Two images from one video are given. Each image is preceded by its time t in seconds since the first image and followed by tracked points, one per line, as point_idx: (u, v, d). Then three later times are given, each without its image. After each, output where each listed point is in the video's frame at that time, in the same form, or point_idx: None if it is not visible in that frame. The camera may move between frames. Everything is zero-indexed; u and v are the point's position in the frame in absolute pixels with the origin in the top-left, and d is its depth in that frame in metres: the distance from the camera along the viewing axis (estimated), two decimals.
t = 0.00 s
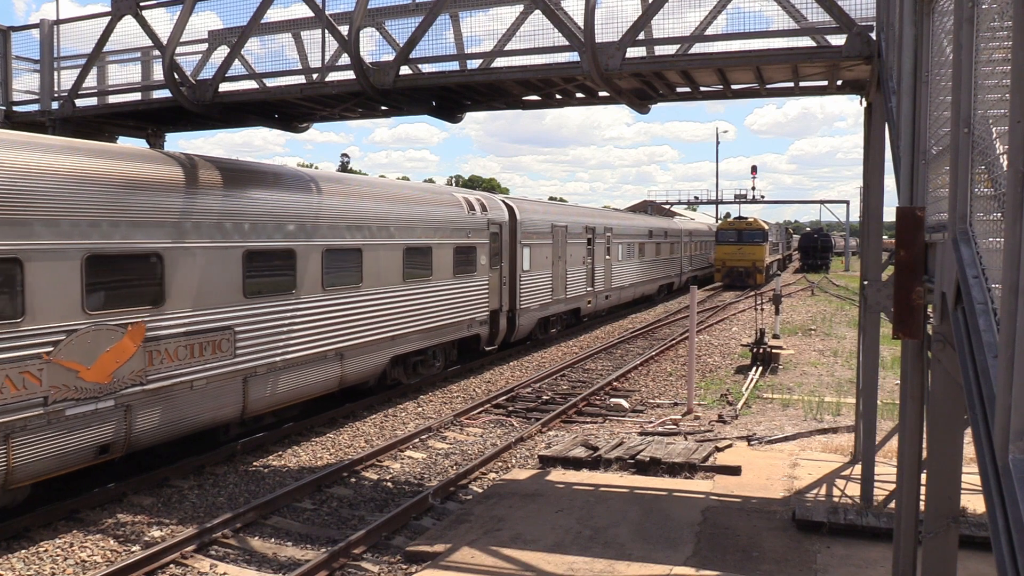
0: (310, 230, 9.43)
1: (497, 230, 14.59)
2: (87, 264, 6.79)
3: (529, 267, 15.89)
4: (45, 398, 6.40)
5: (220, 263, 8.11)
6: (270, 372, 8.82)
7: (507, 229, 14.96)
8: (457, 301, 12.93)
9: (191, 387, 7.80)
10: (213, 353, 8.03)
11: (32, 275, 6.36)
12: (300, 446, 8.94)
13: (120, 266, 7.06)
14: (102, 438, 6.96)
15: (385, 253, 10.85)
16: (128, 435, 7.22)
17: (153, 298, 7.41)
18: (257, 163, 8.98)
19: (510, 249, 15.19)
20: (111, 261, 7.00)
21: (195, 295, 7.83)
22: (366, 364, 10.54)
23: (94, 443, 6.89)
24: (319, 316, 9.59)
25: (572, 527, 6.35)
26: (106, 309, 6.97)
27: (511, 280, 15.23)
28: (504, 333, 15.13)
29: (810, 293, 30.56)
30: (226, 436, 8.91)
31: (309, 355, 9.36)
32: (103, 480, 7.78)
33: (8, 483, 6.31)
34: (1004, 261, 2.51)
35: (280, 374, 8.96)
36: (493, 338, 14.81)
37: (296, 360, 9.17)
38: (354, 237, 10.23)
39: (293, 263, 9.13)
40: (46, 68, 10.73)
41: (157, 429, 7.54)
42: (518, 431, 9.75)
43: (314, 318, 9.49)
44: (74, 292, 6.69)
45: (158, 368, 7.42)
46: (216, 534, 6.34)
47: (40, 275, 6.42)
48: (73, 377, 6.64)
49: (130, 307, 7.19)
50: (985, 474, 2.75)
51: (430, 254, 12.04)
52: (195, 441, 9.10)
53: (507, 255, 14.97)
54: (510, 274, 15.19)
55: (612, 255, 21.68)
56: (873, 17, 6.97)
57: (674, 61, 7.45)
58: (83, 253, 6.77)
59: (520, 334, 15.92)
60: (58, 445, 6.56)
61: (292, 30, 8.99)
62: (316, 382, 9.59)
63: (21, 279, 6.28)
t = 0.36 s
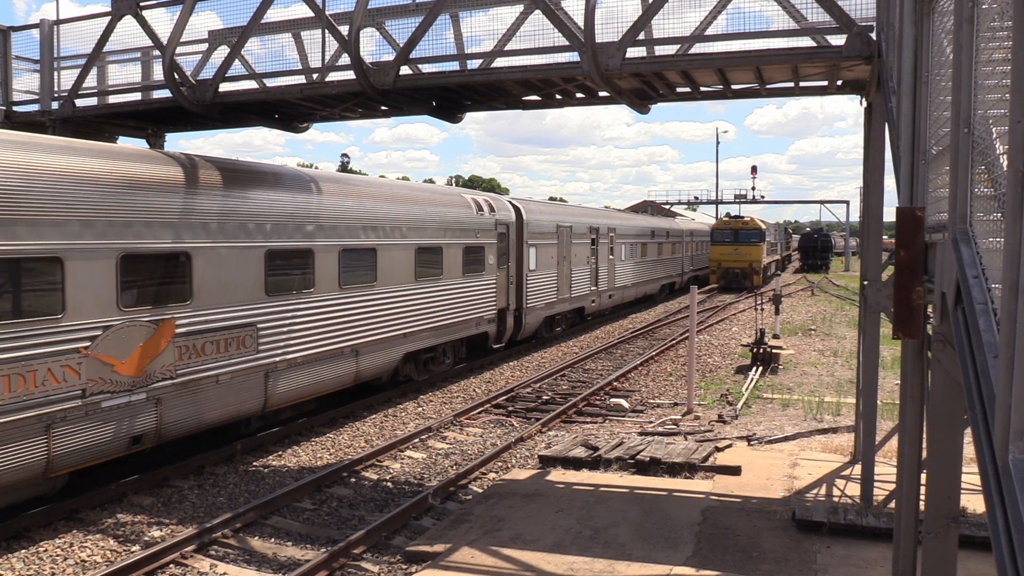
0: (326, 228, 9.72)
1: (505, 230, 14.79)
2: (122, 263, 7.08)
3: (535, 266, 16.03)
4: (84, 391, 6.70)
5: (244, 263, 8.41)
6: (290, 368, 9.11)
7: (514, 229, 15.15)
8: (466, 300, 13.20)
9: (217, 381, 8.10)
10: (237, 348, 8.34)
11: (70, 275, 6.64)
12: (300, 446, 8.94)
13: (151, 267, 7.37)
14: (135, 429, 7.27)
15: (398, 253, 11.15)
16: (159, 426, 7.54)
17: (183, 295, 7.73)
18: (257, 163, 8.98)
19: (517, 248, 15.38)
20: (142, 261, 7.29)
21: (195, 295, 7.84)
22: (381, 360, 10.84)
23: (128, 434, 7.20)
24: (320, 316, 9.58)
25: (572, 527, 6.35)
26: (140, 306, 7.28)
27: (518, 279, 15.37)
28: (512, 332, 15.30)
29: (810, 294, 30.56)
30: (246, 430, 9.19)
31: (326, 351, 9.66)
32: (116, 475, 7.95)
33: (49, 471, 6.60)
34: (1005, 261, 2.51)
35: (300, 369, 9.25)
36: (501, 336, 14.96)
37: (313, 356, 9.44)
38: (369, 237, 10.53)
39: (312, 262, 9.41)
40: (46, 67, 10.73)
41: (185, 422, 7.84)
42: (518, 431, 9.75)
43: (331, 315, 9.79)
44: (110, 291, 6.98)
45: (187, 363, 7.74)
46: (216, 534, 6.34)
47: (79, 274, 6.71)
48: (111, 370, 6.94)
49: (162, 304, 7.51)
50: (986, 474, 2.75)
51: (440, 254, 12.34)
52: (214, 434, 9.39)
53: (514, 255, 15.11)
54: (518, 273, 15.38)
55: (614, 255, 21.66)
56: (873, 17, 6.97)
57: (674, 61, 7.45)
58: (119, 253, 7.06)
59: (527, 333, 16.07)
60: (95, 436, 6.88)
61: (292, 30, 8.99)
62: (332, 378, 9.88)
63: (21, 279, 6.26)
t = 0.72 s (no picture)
0: (342, 228, 9.98)
1: (511, 230, 14.99)
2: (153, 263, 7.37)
3: (540, 265, 16.21)
4: (118, 383, 7.00)
5: (266, 261, 8.70)
6: (309, 363, 9.39)
7: (520, 230, 15.36)
8: (475, 299, 13.47)
9: (241, 376, 8.38)
10: (260, 344, 8.65)
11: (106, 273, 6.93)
12: (300, 446, 8.94)
13: (178, 266, 7.64)
14: (166, 421, 7.57)
15: (411, 253, 11.43)
16: (189, 418, 7.84)
17: (209, 293, 8.02)
18: (257, 163, 8.98)
19: (524, 248, 15.57)
20: (171, 260, 7.57)
21: (195, 294, 7.84)
22: (395, 356, 11.14)
23: (159, 425, 7.50)
24: (319, 317, 9.57)
25: (572, 527, 6.34)
26: (170, 304, 7.58)
27: (525, 277, 15.57)
28: (518, 329, 15.53)
29: (810, 294, 30.53)
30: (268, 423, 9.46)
31: (342, 347, 9.94)
32: (133, 468, 8.17)
33: (85, 460, 6.90)
34: (1005, 261, 2.51)
35: (318, 364, 9.54)
36: (507, 333, 15.19)
37: (328, 353, 9.70)
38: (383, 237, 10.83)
39: (327, 262, 9.67)
40: (46, 67, 10.73)
41: (213, 414, 8.13)
42: (518, 431, 9.75)
43: (348, 313, 10.11)
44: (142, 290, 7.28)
45: (213, 358, 8.04)
46: (216, 534, 6.34)
47: (115, 272, 7.01)
48: (142, 364, 7.24)
49: (191, 302, 7.81)
50: (986, 474, 2.75)
51: (450, 253, 12.61)
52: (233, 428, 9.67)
53: (521, 255, 15.32)
54: (524, 272, 15.57)
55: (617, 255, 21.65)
56: (873, 17, 6.97)
57: (674, 61, 7.45)
58: (150, 253, 7.35)
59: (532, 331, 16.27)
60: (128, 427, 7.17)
61: (292, 30, 8.99)
62: (348, 373, 10.14)
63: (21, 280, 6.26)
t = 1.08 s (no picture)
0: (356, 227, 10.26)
1: (518, 230, 15.22)
2: (180, 262, 7.68)
3: (546, 265, 16.41)
4: (149, 377, 7.31)
5: (285, 260, 8.98)
6: (326, 359, 9.69)
7: (526, 230, 15.59)
8: (483, 297, 13.75)
9: (263, 371, 8.68)
10: (281, 340, 8.95)
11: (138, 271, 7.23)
12: (300, 446, 8.94)
13: (203, 265, 7.94)
14: (192, 414, 7.90)
15: (422, 253, 11.72)
16: (214, 411, 8.17)
17: (233, 290, 8.33)
18: (257, 163, 8.98)
19: (530, 248, 15.78)
20: (196, 259, 7.87)
21: (194, 294, 7.84)
22: (407, 352, 11.44)
23: (185, 418, 7.82)
24: (319, 317, 9.56)
25: (572, 527, 6.34)
26: (197, 301, 7.87)
27: (531, 276, 15.78)
28: (524, 327, 15.75)
29: (810, 294, 30.52)
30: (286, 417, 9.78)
31: (357, 344, 10.24)
32: (153, 461, 8.45)
33: (118, 451, 7.22)
34: (1005, 261, 2.51)
35: (334, 360, 9.83)
36: (514, 331, 15.40)
37: (344, 349, 10.00)
38: (396, 237, 11.13)
39: (343, 260, 9.97)
40: (46, 68, 10.73)
41: (236, 407, 8.47)
42: (518, 431, 9.75)
43: (364, 311, 10.43)
44: (170, 289, 7.58)
45: (236, 354, 8.35)
46: (216, 534, 6.34)
47: (146, 271, 7.32)
48: (172, 359, 7.55)
49: (217, 299, 8.12)
50: (986, 474, 2.75)
51: (459, 253, 12.89)
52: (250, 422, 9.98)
53: (527, 254, 15.55)
54: (530, 272, 15.78)
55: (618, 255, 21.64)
56: (873, 17, 6.96)
57: (674, 61, 7.45)
58: (178, 253, 7.66)
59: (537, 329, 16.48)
60: (157, 420, 7.50)
61: (292, 30, 8.99)
62: (361, 370, 10.43)
63: (19, 280, 6.23)
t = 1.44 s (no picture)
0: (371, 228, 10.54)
1: (524, 231, 15.44)
2: (207, 260, 7.96)
3: (551, 265, 16.62)
4: (177, 370, 7.61)
5: (302, 261, 9.22)
6: (342, 356, 9.96)
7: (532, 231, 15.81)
8: (491, 296, 14.01)
9: (283, 367, 8.95)
10: (299, 337, 9.21)
11: (168, 268, 7.54)
12: (300, 446, 8.94)
13: (227, 265, 8.21)
14: (218, 407, 8.20)
15: (433, 252, 11.99)
16: (238, 405, 8.45)
17: (255, 287, 8.60)
18: (257, 163, 8.98)
19: (535, 248, 15.99)
20: (220, 258, 8.15)
21: (194, 294, 7.84)
22: (419, 349, 11.71)
23: (212, 411, 8.13)
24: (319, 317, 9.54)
25: (572, 527, 6.34)
26: (221, 298, 8.16)
27: (536, 276, 15.97)
28: (531, 326, 15.93)
29: (810, 294, 30.51)
30: (303, 411, 10.07)
31: (372, 341, 10.52)
32: (175, 455, 8.71)
33: (150, 443, 7.52)
34: (1005, 261, 2.51)
35: (350, 357, 10.09)
36: (521, 330, 15.60)
37: (359, 346, 10.25)
38: (408, 237, 11.40)
39: (360, 259, 10.26)
40: (46, 68, 10.73)
41: (257, 401, 8.73)
42: (518, 431, 9.75)
43: (379, 309, 10.70)
44: (198, 286, 7.87)
45: (258, 350, 8.64)
46: (216, 534, 6.34)
47: (175, 267, 7.63)
48: (198, 354, 7.85)
49: (241, 296, 8.43)
50: (986, 474, 2.75)
51: (468, 253, 13.14)
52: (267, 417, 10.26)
53: (532, 254, 15.76)
54: (536, 271, 15.98)
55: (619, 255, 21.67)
56: (873, 17, 6.96)
57: (674, 61, 7.45)
58: (204, 251, 7.94)
59: (543, 328, 16.66)
60: (186, 412, 7.81)
61: (292, 30, 8.99)
62: (375, 366, 10.68)
63: (20, 279, 6.22)
